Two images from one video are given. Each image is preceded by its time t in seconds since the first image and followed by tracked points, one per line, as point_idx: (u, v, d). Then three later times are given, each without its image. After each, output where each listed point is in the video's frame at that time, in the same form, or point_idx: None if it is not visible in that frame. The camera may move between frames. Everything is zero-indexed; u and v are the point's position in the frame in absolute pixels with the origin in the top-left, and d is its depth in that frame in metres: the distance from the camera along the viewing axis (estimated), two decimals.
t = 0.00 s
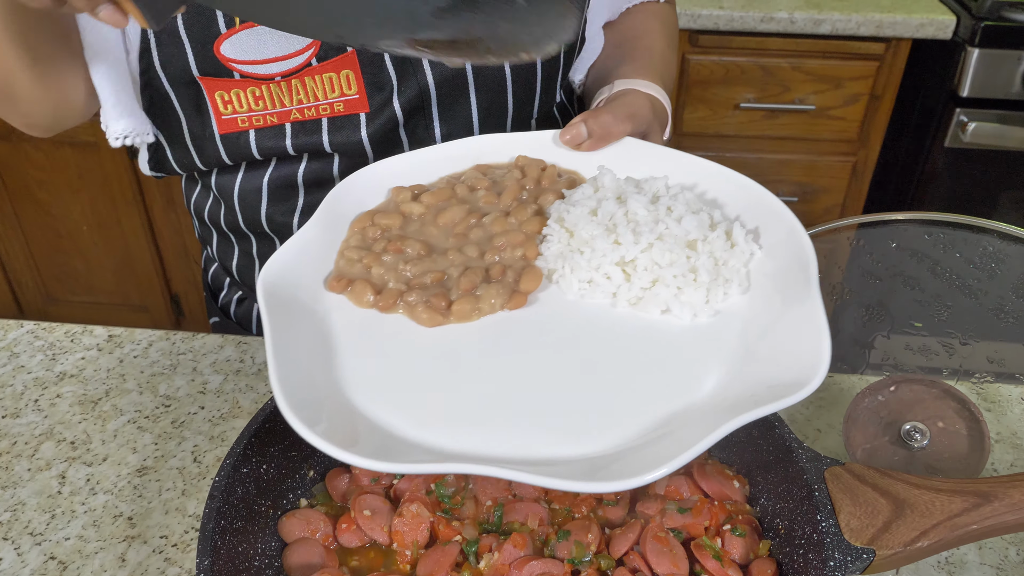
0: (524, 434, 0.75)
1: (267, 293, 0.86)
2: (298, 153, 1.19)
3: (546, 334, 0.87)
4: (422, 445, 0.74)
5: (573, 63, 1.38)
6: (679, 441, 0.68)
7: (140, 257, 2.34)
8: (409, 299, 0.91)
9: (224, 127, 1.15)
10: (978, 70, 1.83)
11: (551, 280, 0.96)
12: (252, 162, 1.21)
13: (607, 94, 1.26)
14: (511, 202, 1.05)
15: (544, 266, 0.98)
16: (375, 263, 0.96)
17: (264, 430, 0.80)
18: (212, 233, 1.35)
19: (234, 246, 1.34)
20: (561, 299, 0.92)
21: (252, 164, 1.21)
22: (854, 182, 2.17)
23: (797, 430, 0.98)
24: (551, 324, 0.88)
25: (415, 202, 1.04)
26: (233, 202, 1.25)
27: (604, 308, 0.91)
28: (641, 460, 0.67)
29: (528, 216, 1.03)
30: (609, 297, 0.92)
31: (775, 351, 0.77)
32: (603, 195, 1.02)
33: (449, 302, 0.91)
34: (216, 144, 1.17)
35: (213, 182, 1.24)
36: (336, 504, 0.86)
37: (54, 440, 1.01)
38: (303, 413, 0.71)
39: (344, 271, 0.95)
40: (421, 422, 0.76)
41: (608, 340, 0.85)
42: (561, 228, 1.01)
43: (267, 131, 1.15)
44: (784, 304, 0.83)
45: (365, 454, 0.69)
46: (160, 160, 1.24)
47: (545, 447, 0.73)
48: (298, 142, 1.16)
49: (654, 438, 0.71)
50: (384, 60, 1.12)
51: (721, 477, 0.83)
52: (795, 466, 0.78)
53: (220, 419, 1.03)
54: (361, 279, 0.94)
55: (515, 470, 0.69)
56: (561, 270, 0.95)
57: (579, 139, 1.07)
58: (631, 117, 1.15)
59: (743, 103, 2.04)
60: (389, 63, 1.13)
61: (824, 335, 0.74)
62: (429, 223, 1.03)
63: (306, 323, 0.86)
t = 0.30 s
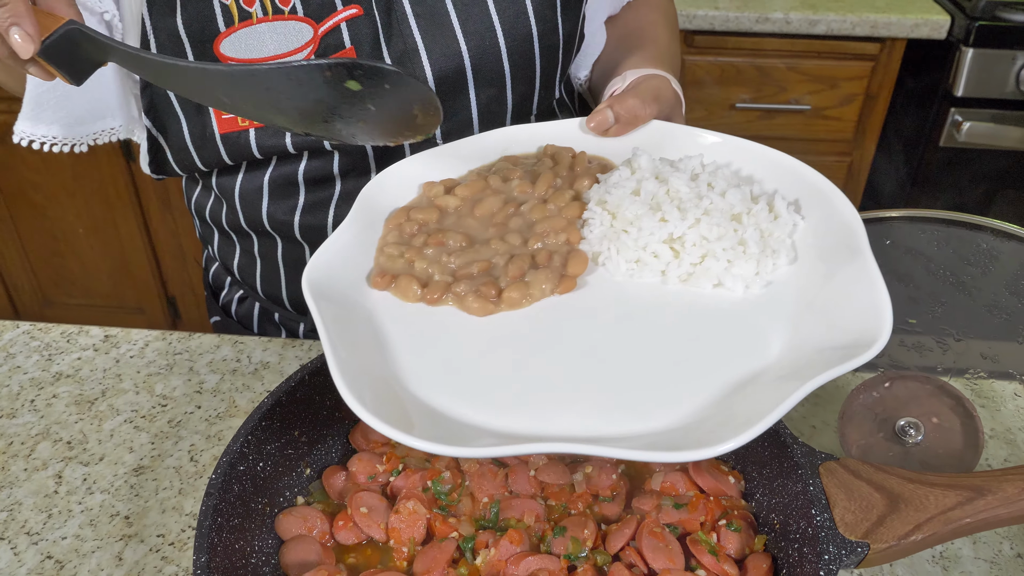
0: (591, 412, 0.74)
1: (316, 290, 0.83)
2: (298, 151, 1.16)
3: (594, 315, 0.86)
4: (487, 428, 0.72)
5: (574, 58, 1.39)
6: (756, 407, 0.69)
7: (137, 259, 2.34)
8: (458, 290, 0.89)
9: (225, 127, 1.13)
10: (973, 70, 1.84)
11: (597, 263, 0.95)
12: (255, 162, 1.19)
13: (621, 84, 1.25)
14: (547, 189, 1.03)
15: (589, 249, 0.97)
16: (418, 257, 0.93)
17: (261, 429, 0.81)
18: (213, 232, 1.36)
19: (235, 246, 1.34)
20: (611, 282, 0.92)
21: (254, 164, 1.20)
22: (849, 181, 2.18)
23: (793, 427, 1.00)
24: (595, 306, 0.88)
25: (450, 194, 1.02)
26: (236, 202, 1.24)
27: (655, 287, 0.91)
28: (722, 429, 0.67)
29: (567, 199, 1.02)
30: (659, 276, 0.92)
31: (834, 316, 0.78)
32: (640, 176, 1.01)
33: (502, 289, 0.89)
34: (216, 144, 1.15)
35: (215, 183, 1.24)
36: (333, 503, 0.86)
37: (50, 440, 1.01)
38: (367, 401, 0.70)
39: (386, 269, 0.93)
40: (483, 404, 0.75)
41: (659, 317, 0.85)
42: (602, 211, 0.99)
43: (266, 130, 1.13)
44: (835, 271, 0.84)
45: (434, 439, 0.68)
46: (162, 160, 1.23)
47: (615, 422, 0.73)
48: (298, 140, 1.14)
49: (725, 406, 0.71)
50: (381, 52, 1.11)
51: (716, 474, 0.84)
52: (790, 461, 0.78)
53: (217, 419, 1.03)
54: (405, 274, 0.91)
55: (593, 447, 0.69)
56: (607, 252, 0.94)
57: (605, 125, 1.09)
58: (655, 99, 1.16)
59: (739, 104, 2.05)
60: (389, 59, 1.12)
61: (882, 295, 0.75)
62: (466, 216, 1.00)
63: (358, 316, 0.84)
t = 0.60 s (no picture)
0: (601, 387, 0.73)
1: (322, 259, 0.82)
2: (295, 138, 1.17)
3: (598, 292, 0.86)
4: (493, 396, 0.72)
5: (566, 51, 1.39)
6: (766, 377, 0.69)
7: (131, 257, 2.34)
8: (462, 264, 0.89)
9: (222, 113, 1.14)
10: (964, 61, 1.85)
11: (601, 241, 0.95)
12: (252, 148, 1.20)
13: (619, 71, 1.25)
14: (550, 168, 1.03)
15: (592, 228, 0.97)
16: (421, 231, 0.93)
17: (256, 417, 0.81)
18: (210, 220, 1.35)
19: (233, 233, 1.33)
20: (613, 259, 0.92)
21: (252, 150, 1.21)
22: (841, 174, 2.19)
23: (785, 414, 1.00)
24: (597, 284, 0.88)
25: (453, 170, 1.03)
26: (233, 190, 1.24)
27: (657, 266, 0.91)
28: (735, 397, 0.67)
29: (569, 177, 1.01)
30: (661, 255, 0.92)
31: (839, 293, 0.79)
32: (644, 157, 1.01)
33: (505, 264, 0.89)
34: (215, 131, 1.16)
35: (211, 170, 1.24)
36: (330, 490, 0.87)
37: (47, 432, 1.01)
38: (375, 366, 0.69)
39: (389, 241, 0.92)
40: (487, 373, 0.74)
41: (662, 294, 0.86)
42: (606, 190, 1.00)
43: (265, 116, 1.14)
44: (840, 250, 0.85)
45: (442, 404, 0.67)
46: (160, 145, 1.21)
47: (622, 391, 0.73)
48: (296, 127, 1.15)
49: (735, 377, 0.72)
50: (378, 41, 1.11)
51: (709, 458, 0.85)
52: (782, 444, 0.79)
53: (212, 410, 1.03)
54: (409, 247, 0.91)
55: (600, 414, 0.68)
56: (611, 230, 0.95)
57: (607, 108, 1.09)
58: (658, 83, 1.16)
59: (732, 97, 2.05)
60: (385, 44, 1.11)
61: (882, 273, 0.76)
62: (470, 191, 1.01)
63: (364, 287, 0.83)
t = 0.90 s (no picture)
0: (655, 304, 0.69)
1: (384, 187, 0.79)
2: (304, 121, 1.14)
3: (651, 225, 0.81)
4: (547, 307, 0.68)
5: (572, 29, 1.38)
6: (818, 286, 0.65)
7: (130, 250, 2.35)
8: (522, 201, 0.83)
9: (231, 96, 1.12)
10: (962, 49, 1.85)
11: (647, 178, 0.88)
12: (259, 132, 1.17)
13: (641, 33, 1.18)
14: (594, 117, 0.95)
15: (640, 167, 0.89)
16: (480, 173, 0.86)
17: (256, 398, 0.82)
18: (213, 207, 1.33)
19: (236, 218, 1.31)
20: (661, 196, 0.85)
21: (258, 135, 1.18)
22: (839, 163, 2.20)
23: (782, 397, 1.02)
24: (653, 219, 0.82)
25: (504, 119, 0.95)
26: (239, 174, 1.22)
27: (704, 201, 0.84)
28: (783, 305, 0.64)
29: (613, 123, 0.94)
30: (708, 190, 0.85)
31: (885, 212, 0.75)
32: (685, 100, 0.95)
33: (564, 198, 0.83)
34: (224, 114, 1.14)
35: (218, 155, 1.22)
36: (330, 472, 0.87)
37: (49, 416, 1.02)
38: (438, 266, 0.66)
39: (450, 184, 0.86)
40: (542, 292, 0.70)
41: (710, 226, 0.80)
42: (651, 132, 0.92)
43: (274, 100, 1.12)
44: (883, 177, 0.79)
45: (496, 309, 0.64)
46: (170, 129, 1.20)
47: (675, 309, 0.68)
48: (306, 111, 1.12)
49: (787, 290, 0.67)
50: (389, 24, 1.07)
51: (707, 439, 0.85)
52: (779, 424, 0.79)
53: (213, 395, 1.04)
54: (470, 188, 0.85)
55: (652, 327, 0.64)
56: (659, 168, 0.88)
57: (643, 61, 1.02)
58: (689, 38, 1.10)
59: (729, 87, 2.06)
60: (395, 27, 1.08)
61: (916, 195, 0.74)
62: (522, 138, 0.94)
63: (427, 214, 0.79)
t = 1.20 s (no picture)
0: (721, 274, 0.73)
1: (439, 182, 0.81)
2: (316, 95, 1.11)
3: (691, 199, 0.84)
4: (617, 285, 0.72)
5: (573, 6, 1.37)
6: (873, 250, 0.69)
7: (128, 237, 2.35)
8: (570, 185, 0.85)
9: (243, 74, 1.09)
10: (963, 33, 1.84)
11: (683, 157, 0.91)
12: (269, 110, 1.14)
13: (647, 8, 1.21)
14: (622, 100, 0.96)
15: (674, 146, 0.92)
16: (522, 160, 0.87)
17: (255, 371, 0.82)
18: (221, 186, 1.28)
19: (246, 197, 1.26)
20: (700, 173, 0.89)
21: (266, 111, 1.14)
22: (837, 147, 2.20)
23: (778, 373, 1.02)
24: (693, 195, 0.85)
25: (534, 106, 0.97)
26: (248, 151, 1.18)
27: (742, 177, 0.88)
28: (840, 271, 0.69)
29: (644, 103, 0.96)
30: (743, 165, 0.88)
31: (919, 181, 0.80)
32: (712, 78, 0.97)
33: (609, 180, 0.85)
34: (235, 92, 1.11)
35: (225, 134, 1.18)
36: (328, 446, 0.88)
37: (49, 393, 1.02)
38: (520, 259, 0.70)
39: (493, 173, 0.87)
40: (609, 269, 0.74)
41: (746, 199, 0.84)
42: (683, 110, 0.94)
43: (286, 77, 1.08)
44: (910, 145, 0.85)
45: (574, 291, 0.68)
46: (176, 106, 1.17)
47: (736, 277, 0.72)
48: (318, 86, 1.09)
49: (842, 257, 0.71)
50: None
51: (704, 412, 0.85)
52: (774, 396, 0.80)
53: (212, 371, 1.05)
54: (514, 175, 0.86)
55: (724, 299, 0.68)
56: (694, 146, 0.90)
57: (660, 40, 1.04)
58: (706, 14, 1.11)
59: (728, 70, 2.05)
60: None
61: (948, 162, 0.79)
62: (556, 123, 0.95)
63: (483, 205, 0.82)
